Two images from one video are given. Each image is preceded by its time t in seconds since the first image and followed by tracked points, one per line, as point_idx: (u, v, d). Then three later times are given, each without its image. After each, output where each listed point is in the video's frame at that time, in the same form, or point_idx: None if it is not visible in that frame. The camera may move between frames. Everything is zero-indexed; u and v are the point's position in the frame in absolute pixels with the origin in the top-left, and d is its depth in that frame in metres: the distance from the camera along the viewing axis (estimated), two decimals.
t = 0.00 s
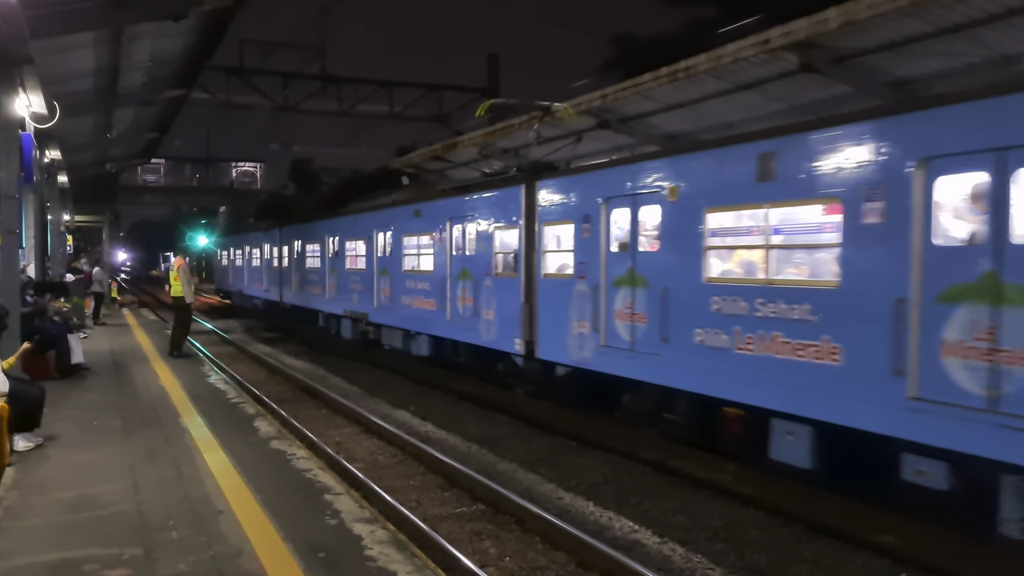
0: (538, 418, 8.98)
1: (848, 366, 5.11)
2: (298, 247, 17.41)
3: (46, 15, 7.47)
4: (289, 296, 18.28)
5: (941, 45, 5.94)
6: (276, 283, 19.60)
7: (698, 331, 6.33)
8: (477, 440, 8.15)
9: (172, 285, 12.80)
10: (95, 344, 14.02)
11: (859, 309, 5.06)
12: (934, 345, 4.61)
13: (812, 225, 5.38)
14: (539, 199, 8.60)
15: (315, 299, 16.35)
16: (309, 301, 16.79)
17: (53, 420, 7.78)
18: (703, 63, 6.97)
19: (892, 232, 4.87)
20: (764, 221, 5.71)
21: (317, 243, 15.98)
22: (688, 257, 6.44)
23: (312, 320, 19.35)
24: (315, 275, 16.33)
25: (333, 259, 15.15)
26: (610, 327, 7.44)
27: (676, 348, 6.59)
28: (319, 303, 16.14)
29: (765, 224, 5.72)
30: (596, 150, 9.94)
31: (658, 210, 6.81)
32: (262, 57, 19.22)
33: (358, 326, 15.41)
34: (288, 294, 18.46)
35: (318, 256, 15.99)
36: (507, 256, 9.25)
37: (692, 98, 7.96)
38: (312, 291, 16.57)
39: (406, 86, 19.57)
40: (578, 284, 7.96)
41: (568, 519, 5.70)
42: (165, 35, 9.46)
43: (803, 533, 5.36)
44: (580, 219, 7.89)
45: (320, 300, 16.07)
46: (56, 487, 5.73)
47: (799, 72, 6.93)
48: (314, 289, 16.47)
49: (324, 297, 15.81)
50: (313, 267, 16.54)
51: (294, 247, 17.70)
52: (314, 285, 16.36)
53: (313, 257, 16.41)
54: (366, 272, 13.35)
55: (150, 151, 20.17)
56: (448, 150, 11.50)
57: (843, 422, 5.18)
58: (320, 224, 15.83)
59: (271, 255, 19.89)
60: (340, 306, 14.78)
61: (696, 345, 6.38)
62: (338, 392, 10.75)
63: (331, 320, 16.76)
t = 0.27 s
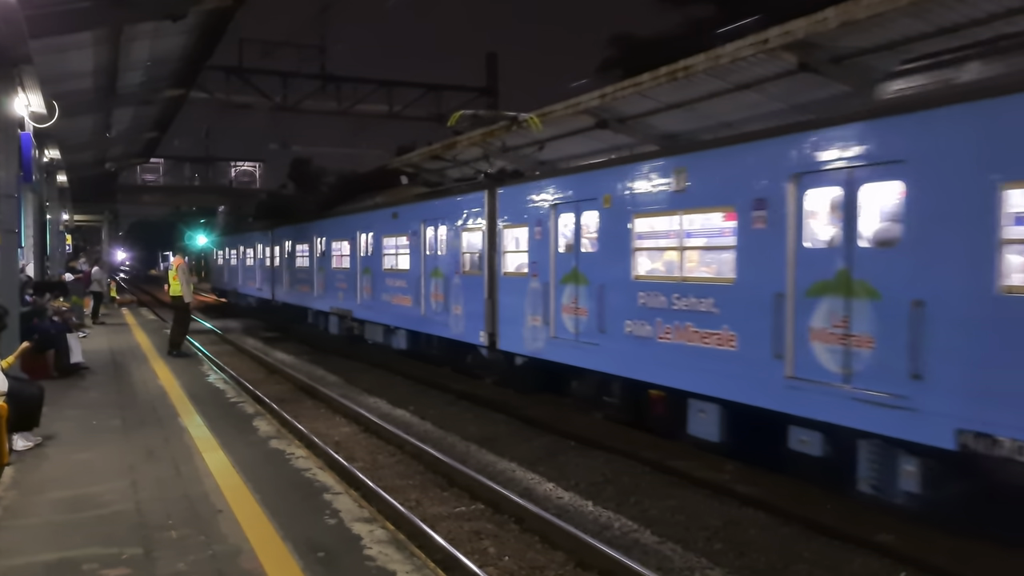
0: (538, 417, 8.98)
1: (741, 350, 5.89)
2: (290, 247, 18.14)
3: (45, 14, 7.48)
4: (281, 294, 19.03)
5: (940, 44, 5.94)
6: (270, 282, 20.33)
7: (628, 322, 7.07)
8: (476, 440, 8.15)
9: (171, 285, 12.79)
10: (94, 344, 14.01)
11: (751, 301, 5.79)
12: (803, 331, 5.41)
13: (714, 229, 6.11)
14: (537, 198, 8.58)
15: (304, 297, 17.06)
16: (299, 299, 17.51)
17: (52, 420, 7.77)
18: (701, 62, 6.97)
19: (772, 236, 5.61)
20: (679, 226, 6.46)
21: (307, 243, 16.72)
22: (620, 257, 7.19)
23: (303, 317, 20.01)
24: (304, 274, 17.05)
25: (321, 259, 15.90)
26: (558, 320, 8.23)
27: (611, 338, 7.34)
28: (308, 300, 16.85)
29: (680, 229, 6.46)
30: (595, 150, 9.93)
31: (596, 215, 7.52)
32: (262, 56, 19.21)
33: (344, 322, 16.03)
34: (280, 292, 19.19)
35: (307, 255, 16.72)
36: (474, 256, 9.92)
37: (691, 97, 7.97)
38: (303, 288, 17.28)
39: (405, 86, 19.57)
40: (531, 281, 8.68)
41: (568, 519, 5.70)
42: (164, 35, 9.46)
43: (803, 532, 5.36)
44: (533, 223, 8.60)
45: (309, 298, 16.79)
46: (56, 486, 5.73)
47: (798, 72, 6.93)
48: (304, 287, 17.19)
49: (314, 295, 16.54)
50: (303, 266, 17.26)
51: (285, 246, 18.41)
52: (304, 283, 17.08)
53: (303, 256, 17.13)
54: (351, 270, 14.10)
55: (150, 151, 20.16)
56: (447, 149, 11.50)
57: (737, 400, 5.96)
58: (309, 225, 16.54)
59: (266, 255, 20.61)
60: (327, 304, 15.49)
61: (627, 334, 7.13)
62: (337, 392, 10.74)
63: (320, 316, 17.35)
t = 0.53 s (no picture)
0: (537, 417, 8.98)
1: (660, 337, 6.71)
2: (281, 247, 18.76)
3: (44, 14, 7.47)
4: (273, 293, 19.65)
5: (937, 43, 5.92)
6: (264, 281, 20.96)
7: (571, 315, 7.88)
8: (476, 440, 8.15)
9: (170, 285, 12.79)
10: (93, 344, 14.01)
11: (666, 294, 6.61)
12: (707, 321, 6.24)
13: (637, 232, 6.92)
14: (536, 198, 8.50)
15: (294, 296, 17.69)
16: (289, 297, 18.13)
17: (51, 420, 7.77)
18: (700, 62, 6.96)
19: (684, 239, 6.39)
20: (613, 229, 7.26)
21: (296, 244, 17.35)
22: (566, 255, 7.97)
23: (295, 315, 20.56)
24: (294, 273, 17.68)
25: (308, 259, 16.55)
26: (515, 314, 8.98)
27: (559, 330, 8.14)
28: (297, 298, 17.47)
29: (615, 232, 7.26)
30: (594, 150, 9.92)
31: (547, 219, 8.27)
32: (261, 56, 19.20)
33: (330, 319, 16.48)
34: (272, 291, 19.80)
35: (297, 255, 17.36)
36: (444, 256, 10.64)
37: (691, 97, 7.97)
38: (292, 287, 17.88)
39: (404, 85, 19.57)
40: (493, 279, 9.44)
41: (567, 518, 5.71)
42: (163, 35, 9.46)
43: (802, 532, 5.36)
44: (493, 227, 9.36)
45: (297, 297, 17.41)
46: (56, 486, 5.73)
47: (797, 71, 6.93)
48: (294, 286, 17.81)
49: (303, 292, 17.17)
50: (293, 265, 17.88)
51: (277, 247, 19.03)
52: (295, 282, 17.71)
53: (292, 256, 17.74)
54: (336, 269, 14.75)
55: (149, 151, 20.17)
56: (447, 149, 11.50)
57: (657, 381, 6.78)
58: (298, 226, 17.15)
59: (260, 255, 21.21)
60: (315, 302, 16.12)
61: (572, 326, 7.93)
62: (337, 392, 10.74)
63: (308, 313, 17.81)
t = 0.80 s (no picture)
0: (537, 417, 8.98)
1: (592, 330, 7.27)
2: (273, 248, 19.43)
3: (42, 15, 7.46)
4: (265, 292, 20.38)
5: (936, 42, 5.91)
6: (257, 281, 21.61)
7: (524, 310, 8.43)
8: (475, 440, 8.15)
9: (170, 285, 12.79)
10: (92, 344, 14.00)
11: (600, 290, 7.15)
12: (632, 314, 6.78)
13: (578, 236, 7.47)
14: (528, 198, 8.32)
15: (284, 294, 18.38)
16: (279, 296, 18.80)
17: (50, 421, 7.76)
18: (699, 62, 6.93)
19: (613, 241, 6.95)
20: (556, 232, 7.82)
21: (286, 245, 18.01)
22: (519, 255, 8.53)
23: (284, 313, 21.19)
24: (285, 273, 18.38)
25: (298, 259, 17.20)
26: (477, 310, 9.53)
27: (513, 323, 8.71)
28: (286, 296, 18.12)
29: (559, 234, 7.83)
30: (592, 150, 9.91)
31: (502, 222, 8.83)
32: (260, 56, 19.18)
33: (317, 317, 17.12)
34: (266, 290, 20.50)
35: (286, 256, 18.04)
36: (417, 256, 11.19)
37: (690, 96, 7.96)
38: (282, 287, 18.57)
39: (403, 85, 19.56)
40: (457, 277, 10.03)
41: (567, 518, 5.71)
42: (162, 35, 9.45)
43: (801, 531, 5.37)
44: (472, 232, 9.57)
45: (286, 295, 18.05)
46: (55, 487, 5.73)
47: (796, 70, 6.92)
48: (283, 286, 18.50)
49: (291, 292, 17.84)
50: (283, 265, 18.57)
51: (269, 248, 19.73)
52: (285, 282, 18.41)
53: (283, 257, 18.42)
54: (322, 270, 15.36)
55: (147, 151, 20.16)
56: (446, 149, 11.50)
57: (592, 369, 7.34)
58: (288, 228, 17.83)
59: (254, 255, 21.84)
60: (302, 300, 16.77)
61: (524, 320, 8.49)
62: (336, 392, 10.73)
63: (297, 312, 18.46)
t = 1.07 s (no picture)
0: (537, 417, 8.98)
1: (542, 321, 8.30)
2: (265, 249, 20.19)
3: (41, 15, 7.46)
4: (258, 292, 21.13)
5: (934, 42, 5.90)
6: (250, 281, 22.31)
7: (487, 305, 9.40)
8: (475, 440, 8.15)
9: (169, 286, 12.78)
10: (91, 345, 13.98)
11: (548, 287, 8.18)
12: (573, 308, 7.83)
13: (530, 238, 8.47)
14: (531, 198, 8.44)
15: (275, 293, 19.13)
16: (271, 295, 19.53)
17: (49, 421, 7.76)
18: (699, 62, 6.97)
19: (558, 244, 7.97)
20: (513, 235, 8.79)
21: (277, 246, 18.78)
22: (481, 256, 9.54)
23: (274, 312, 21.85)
24: (276, 273, 19.12)
25: (288, 259, 17.96)
26: (447, 306, 10.45)
27: (476, 316, 9.69)
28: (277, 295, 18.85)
29: (516, 237, 8.78)
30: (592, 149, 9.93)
31: (469, 226, 9.75)
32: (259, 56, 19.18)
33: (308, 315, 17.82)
34: (258, 289, 21.23)
35: (278, 258, 18.83)
36: (394, 257, 12.07)
37: (690, 96, 7.98)
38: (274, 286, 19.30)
39: (402, 85, 19.56)
40: (429, 276, 10.94)
41: (567, 518, 5.71)
42: (161, 35, 9.45)
43: (801, 531, 5.36)
44: (472, 231, 9.65)
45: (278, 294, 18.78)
46: (54, 487, 5.73)
47: (795, 70, 6.92)
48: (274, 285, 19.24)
49: (281, 291, 18.61)
50: (275, 266, 19.33)
51: (261, 249, 20.48)
52: (276, 281, 19.13)
53: (274, 258, 19.16)
54: (310, 270, 16.14)
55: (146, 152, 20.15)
56: (445, 149, 11.52)
57: (541, 356, 8.35)
58: (279, 231, 18.59)
59: (248, 255, 22.53)
60: (292, 298, 17.51)
61: (487, 314, 9.47)
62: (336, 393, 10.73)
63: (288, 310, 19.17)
